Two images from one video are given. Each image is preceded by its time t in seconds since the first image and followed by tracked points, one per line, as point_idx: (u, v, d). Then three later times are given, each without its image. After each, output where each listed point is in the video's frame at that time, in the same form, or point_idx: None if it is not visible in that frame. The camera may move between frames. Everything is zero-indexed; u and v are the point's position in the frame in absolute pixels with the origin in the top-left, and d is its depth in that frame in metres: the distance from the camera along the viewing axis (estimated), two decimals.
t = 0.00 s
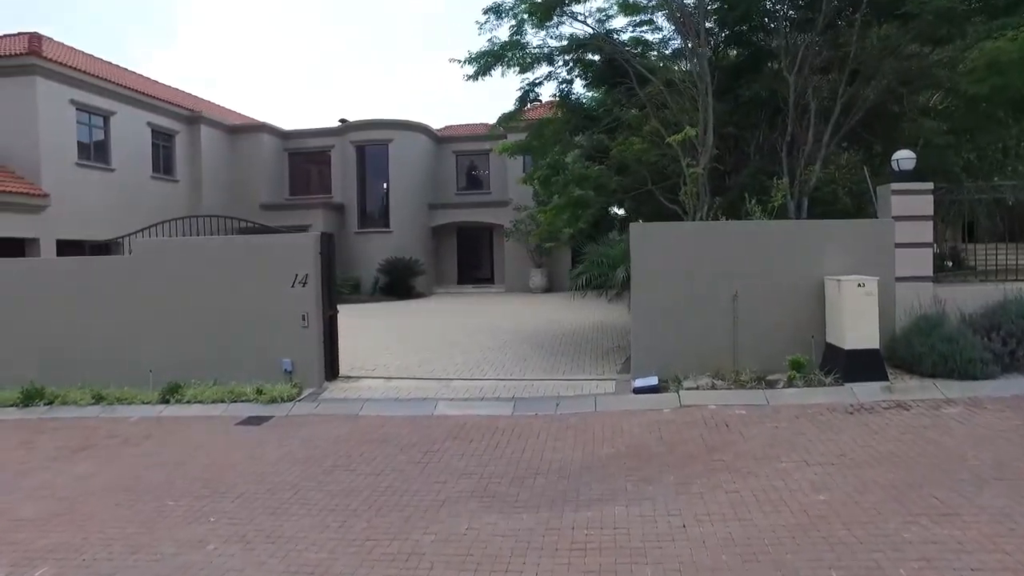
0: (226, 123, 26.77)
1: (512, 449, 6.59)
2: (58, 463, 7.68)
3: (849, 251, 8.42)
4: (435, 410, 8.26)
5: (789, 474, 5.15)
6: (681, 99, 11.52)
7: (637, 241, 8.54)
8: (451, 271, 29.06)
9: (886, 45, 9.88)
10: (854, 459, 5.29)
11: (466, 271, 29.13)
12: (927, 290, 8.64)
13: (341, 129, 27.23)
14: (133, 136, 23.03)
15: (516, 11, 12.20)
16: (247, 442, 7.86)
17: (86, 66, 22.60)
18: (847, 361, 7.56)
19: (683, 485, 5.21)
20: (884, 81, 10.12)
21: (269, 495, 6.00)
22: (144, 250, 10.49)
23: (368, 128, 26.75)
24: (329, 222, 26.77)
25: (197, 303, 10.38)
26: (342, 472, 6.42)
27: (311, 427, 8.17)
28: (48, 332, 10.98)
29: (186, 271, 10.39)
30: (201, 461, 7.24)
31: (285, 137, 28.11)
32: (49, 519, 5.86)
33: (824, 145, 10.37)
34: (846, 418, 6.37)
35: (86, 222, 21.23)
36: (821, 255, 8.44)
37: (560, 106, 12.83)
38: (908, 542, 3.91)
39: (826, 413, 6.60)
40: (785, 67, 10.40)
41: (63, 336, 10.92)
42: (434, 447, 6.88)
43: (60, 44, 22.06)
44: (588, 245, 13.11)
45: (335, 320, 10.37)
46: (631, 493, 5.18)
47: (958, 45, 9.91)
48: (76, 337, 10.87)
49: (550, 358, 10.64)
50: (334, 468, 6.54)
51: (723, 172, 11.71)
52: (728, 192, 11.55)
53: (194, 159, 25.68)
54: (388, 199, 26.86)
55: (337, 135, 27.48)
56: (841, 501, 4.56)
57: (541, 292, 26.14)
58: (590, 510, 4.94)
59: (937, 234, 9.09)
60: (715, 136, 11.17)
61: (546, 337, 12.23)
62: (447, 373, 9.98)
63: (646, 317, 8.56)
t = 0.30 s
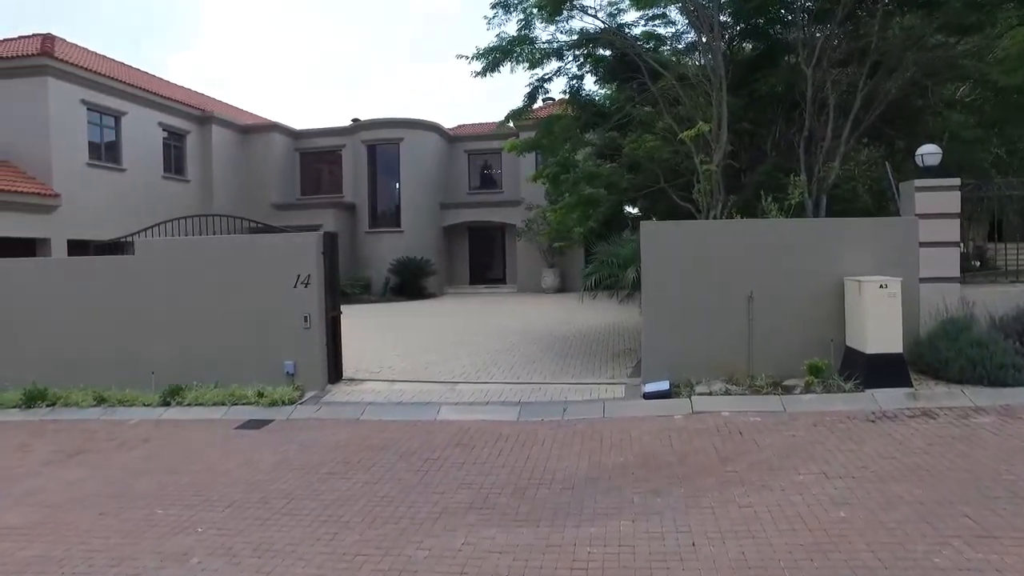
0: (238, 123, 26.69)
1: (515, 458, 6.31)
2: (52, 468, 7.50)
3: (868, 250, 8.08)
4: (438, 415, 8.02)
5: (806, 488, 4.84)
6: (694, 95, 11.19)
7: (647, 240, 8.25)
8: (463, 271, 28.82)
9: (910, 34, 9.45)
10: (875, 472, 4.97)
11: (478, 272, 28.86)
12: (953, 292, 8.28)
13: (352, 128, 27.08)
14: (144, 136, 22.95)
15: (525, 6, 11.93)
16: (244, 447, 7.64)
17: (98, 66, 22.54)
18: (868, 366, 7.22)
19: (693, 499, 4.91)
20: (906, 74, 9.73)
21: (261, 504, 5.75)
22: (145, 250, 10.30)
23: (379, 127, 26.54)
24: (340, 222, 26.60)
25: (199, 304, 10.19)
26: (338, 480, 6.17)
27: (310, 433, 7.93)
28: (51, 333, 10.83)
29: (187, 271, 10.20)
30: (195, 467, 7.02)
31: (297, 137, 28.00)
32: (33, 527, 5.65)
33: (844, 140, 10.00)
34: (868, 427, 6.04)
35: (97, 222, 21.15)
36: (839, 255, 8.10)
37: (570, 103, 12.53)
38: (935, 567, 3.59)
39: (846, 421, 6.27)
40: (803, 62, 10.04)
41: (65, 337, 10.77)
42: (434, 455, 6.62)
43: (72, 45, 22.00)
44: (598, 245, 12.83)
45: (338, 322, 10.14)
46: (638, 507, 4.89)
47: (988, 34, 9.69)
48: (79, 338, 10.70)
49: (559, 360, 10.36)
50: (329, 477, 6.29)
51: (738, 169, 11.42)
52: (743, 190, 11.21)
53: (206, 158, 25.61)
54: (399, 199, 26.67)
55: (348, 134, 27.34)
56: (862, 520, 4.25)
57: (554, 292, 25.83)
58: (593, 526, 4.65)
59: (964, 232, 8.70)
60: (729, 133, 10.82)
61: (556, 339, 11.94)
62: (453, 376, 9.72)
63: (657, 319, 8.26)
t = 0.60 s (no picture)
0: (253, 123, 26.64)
1: (521, 467, 6.03)
2: (49, 472, 7.33)
3: (894, 250, 7.70)
4: (444, 421, 7.76)
5: (828, 506, 4.52)
6: (711, 90, 10.85)
7: (660, 239, 7.94)
8: (478, 272, 28.60)
9: (940, 24, 8.92)
10: (903, 489, 4.64)
11: (494, 272, 28.60)
12: (986, 294, 7.87)
13: (367, 128, 26.93)
14: (160, 137, 22.91)
15: None
16: (245, 452, 7.43)
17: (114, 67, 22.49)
18: (895, 373, 6.85)
19: (707, 516, 4.60)
20: (935, 67, 9.32)
21: (254, 514, 5.51)
22: (150, 250, 10.14)
23: (394, 126, 26.35)
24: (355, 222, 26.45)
25: (203, 305, 10.00)
26: (335, 490, 5.93)
27: (312, 439, 7.71)
28: (58, 334, 10.71)
29: (192, 272, 10.01)
30: (192, 472, 6.81)
31: (312, 137, 27.94)
32: (20, 535, 5.46)
33: (868, 135, 9.60)
34: (894, 439, 5.69)
35: (113, 223, 21.12)
36: (863, 255, 7.73)
37: (583, 99, 12.20)
38: None
39: (871, 431, 5.93)
40: (826, 54, 9.65)
41: (71, 338, 10.64)
42: (437, 464, 6.35)
43: (89, 47, 21.98)
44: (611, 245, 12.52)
45: (344, 323, 9.91)
46: (647, 523, 4.60)
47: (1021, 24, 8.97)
48: (85, 338, 10.57)
49: (571, 363, 10.08)
50: (327, 486, 6.05)
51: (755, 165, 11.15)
52: (762, 187, 10.84)
53: (221, 159, 25.57)
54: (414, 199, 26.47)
55: (363, 133, 27.19)
56: (890, 542, 3.93)
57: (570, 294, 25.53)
58: (599, 543, 4.36)
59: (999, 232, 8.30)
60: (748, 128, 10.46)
61: (569, 341, 11.64)
62: (461, 380, 9.47)
63: (670, 322, 7.95)
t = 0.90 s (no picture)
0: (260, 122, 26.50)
1: (518, 476, 5.75)
2: (36, 475, 7.12)
3: (912, 249, 7.38)
4: (443, 425, 7.50)
5: (843, 521, 4.24)
6: (722, 85, 10.57)
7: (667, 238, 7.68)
8: (486, 272, 28.36)
9: (964, 9, 8.53)
10: (925, 503, 4.35)
11: (502, 272, 28.36)
12: (1011, 295, 7.52)
13: (374, 126, 26.74)
14: (166, 136, 22.79)
15: None
16: (236, 457, 7.19)
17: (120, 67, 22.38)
18: (913, 378, 6.54)
19: (713, 530, 4.32)
20: (955, 59, 8.98)
21: (238, 524, 5.27)
22: (147, 249, 9.93)
23: (402, 125, 26.14)
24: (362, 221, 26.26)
25: (200, 305, 9.79)
26: (324, 499, 5.68)
27: (306, 443, 7.47)
28: (55, 334, 10.53)
29: (189, 271, 9.80)
30: (180, 478, 6.58)
31: (320, 136, 27.78)
32: None
33: (885, 129, 9.27)
34: (914, 447, 5.39)
35: (119, 222, 21.00)
36: (879, 253, 7.41)
37: (589, 95, 11.95)
38: None
39: (888, 440, 5.62)
40: (840, 46, 9.36)
41: (68, 337, 10.45)
42: (432, 471, 6.09)
43: (95, 46, 21.86)
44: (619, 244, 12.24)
45: (343, 324, 9.67)
46: (650, 538, 4.32)
47: None
48: (81, 338, 10.38)
49: (576, 365, 9.82)
50: (317, 494, 5.80)
51: (767, 161, 10.90)
52: (774, 184, 10.54)
53: (228, 158, 25.43)
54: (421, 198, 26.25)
55: (371, 132, 26.99)
56: (911, 563, 3.64)
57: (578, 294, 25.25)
58: (598, 560, 4.09)
59: None
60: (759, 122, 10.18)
61: (576, 343, 11.36)
62: (463, 382, 9.21)
63: (677, 323, 7.68)
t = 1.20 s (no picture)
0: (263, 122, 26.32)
1: (513, 489, 5.49)
2: (17, 484, 6.89)
3: (926, 251, 7.08)
4: (437, 432, 7.24)
5: (856, 543, 3.96)
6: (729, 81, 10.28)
7: (671, 239, 7.42)
8: (491, 272, 28.11)
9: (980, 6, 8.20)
10: (945, 525, 4.06)
11: (507, 272, 28.09)
12: None
13: (377, 126, 26.53)
14: (167, 136, 22.62)
15: None
16: (224, 465, 6.94)
17: (120, 66, 22.20)
18: (929, 387, 6.26)
19: (717, 552, 4.05)
20: (971, 53, 8.68)
21: (219, 539, 5.03)
22: (139, 250, 9.70)
23: (405, 124, 25.91)
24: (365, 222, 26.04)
25: (193, 307, 9.57)
26: (310, 512, 5.42)
27: (297, 451, 7.22)
28: (47, 337, 10.32)
29: (182, 273, 9.58)
30: (164, 488, 6.34)
31: (323, 136, 27.61)
32: None
33: (898, 126, 8.96)
34: (930, 462, 5.10)
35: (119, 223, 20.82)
36: (892, 255, 7.12)
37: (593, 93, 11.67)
38: None
39: (903, 452, 5.33)
40: (851, 41, 9.06)
41: (59, 340, 10.25)
42: (424, 483, 5.83)
43: (95, 46, 21.70)
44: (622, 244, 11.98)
45: (339, 328, 9.43)
46: (649, 559, 4.05)
47: None
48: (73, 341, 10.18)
49: (578, 369, 9.57)
50: (304, 507, 5.54)
51: (775, 160, 10.61)
52: (782, 184, 10.26)
53: (230, 158, 25.26)
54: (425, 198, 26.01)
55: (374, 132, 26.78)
56: None
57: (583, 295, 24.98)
58: None
59: None
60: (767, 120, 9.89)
61: (578, 346, 11.09)
62: (461, 388, 8.96)
63: (682, 327, 7.42)
